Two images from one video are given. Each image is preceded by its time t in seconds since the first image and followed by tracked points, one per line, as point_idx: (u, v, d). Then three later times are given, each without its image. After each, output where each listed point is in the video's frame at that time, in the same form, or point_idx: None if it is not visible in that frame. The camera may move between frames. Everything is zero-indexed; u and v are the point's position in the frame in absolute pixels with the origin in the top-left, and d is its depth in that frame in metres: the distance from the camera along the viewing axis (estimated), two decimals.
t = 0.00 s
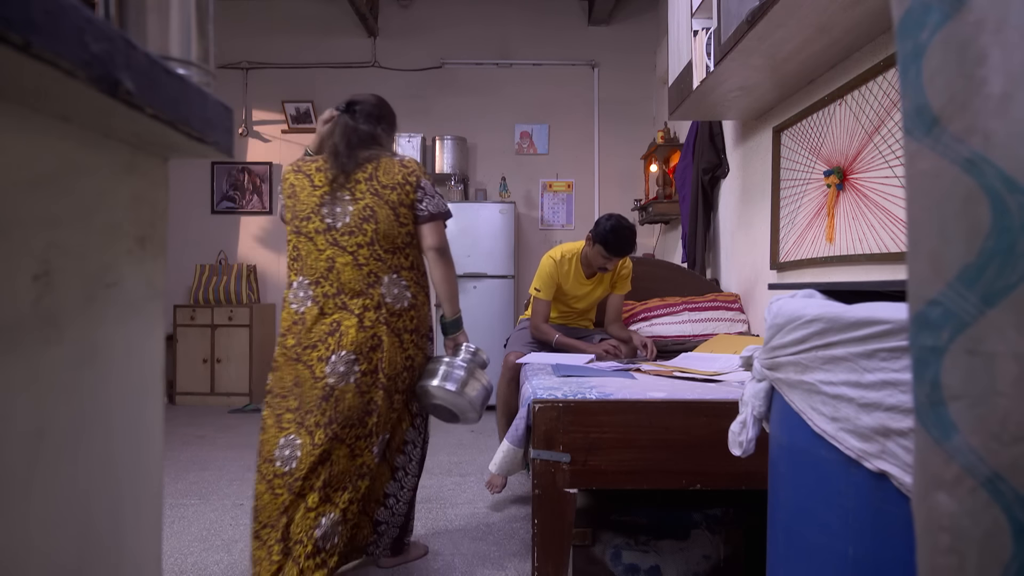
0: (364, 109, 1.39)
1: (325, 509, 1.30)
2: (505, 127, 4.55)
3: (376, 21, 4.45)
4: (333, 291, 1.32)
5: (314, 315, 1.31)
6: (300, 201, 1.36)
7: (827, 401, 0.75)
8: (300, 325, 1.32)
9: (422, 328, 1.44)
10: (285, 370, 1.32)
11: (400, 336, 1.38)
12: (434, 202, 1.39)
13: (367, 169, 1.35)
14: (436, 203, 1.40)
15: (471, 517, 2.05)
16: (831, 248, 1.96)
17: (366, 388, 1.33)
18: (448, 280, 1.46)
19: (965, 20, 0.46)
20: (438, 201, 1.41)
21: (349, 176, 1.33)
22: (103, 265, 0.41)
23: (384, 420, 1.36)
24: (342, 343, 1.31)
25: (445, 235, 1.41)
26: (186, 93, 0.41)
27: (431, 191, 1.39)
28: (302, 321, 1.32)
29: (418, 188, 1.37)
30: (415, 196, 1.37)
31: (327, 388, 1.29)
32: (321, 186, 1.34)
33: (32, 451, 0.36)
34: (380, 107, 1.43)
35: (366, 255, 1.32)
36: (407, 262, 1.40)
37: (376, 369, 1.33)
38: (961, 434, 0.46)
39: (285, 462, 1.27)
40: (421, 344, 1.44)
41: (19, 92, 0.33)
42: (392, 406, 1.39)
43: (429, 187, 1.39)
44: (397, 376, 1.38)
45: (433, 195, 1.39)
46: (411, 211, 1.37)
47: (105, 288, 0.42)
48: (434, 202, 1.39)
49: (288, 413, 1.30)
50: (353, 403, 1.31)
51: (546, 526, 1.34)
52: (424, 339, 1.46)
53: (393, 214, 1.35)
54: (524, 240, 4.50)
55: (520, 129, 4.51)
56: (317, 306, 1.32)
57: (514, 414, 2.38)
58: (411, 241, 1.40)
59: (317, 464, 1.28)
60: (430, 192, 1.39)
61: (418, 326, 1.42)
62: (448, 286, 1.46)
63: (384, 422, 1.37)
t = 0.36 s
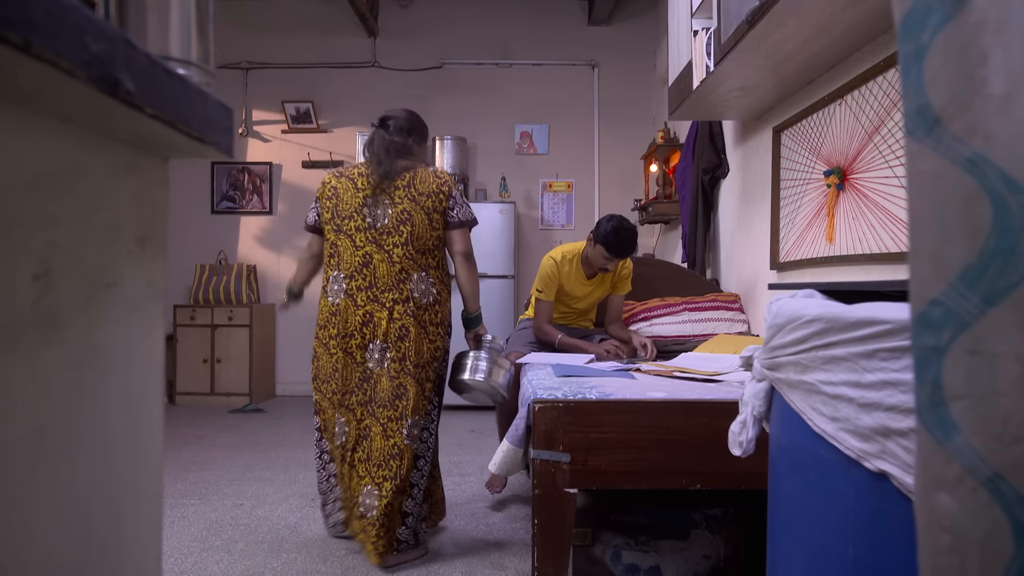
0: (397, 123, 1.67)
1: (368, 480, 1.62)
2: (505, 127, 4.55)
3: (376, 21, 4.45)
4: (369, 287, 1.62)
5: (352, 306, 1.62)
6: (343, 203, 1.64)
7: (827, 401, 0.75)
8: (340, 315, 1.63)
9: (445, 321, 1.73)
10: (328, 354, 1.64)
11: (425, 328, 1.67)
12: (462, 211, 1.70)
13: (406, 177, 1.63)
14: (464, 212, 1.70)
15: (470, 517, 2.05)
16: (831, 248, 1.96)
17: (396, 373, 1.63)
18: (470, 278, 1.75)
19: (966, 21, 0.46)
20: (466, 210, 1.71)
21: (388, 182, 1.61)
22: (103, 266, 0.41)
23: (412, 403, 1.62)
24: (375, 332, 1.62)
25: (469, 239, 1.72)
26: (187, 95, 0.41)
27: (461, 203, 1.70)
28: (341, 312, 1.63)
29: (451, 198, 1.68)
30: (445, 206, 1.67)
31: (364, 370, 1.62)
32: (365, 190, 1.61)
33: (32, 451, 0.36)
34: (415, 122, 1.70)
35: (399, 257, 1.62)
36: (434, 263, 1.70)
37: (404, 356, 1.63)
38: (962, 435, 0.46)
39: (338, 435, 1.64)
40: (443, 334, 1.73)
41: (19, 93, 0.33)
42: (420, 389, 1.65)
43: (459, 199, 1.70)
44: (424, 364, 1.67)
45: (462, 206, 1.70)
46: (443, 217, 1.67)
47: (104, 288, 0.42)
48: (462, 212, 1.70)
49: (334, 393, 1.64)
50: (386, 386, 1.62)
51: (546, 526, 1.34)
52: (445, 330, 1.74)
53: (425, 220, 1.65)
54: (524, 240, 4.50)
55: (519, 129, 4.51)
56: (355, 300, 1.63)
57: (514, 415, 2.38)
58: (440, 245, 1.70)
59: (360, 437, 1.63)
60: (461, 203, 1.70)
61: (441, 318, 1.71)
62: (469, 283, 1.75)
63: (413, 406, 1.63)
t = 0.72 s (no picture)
0: (382, 139, 1.81)
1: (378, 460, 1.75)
2: (505, 127, 4.55)
3: (376, 21, 4.45)
4: (365, 287, 1.75)
5: (351, 306, 1.76)
6: (340, 214, 1.78)
7: (827, 401, 0.75)
8: (342, 314, 1.77)
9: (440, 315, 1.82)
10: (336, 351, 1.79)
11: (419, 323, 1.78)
12: (443, 212, 1.78)
13: (391, 186, 1.76)
14: (445, 212, 1.79)
15: (470, 517, 2.05)
16: (831, 248, 1.96)
17: (397, 364, 1.75)
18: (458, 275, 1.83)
19: (966, 20, 0.46)
20: (448, 211, 1.80)
21: (373, 192, 1.74)
22: (102, 266, 0.41)
23: (410, 390, 1.74)
24: (372, 329, 1.74)
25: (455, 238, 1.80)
26: (187, 95, 0.41)
27: (441, 204, 1.78)
28: (344, 311, 1.77)
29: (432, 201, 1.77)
30: (428, 208, 1.76)
31: (365, 363, 1.74)
32: (357, 201, 1.74)
33: (31, 451, 0.36)
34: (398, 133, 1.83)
35: (389, 258, 1.73)
36: (424, 262, 1.79)
37: (402, 349, 1.74)
38: (962, 434, 0.46)
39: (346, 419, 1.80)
40: (439, 327, 1.82)
41: (17, 92, 0.33)
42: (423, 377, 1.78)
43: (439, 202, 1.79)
44: (421, 355, 1.78)
45: (443, 207, 1.79)
46: (427, 218, 1.77)
47: (104, 289, 0.41)
48: (443, 212, 1.78)
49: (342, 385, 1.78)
50: (385, 377, 1.74)
51: (546, 527, 1.34)
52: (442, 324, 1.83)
53: (411, 223, 1.75)
54: (524, 240, 4.50)
55: (519, 129, 4.51)
56: (355, 299, 1.77)
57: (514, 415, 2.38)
58: (428, 245, 1.79)
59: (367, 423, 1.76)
60: (442, 205, 1.79)
61: (435, 313, 1.80)
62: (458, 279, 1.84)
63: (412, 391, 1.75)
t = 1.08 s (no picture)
0: (399, 151, 2.09)
1: (382, 451, 1.96)
2: (505, 127, 4.55)
3: (376, 21, 4.45)
4: (376, 290, 1.97)
5: (362, 307, 1.97)
6: (352, 224, 2.00)
7: (827, 401, 0.75)
8: (354, 315, 1.98)
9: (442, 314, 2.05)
10: (344, 348, 1.99)
11: (424, 321, 2.00)
12: (447, 216, 2.01)
13: (399, 195, 1.99)
14: (449, 217, 2.01)
15: (471, 517, 2.05)
16: (831, 248, 1.96)
17: (401, 360, 1.97)
18: (459, 277, 2.05)
19: (966, 20, 0.46)
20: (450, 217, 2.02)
21: (383, 201, 1.97)
22: (103, 266, 0.41)
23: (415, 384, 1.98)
24: (382, 328, 1.96)
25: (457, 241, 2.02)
26: (187, 96, 0.41)
27: (445, 210, 2.01)
28: (355, 311, 1.98)
29: (436, 208, 2.00)
30: (431, 215, 1.99)
31: (373, 359, 1.95)
32: (366, 211, 1.97)
33: (32, 452, 0.36)
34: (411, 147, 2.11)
35: (397, 262, 1.96)
36: (428, 265, 2.01)
37: (407, 347, 1.97)
38: (962, 434, 0.46)
39: (349, 414, 1.96)
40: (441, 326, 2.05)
41: (18, 93, 0.33)
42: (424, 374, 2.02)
43: (444, 207, 2.01)
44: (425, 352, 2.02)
45: (447, 212, 2.01)
46: (430, 225, 2.00)
47: (104, 289, 0.41)
48: (448, 216, 2.01)
49: (345, 380, 1.96)
50: (392, 372, 1.96)
51: (546, 527, 1.34)
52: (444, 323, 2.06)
53: (416, 229, 1.98)
54: (524, 240, 4.49)
55: (519, 129, 4.51)
56: (366, 301, 1.97)
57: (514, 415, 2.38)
58: (431, 249, 2.02)
59: (371, 416, 1.96)
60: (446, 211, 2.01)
61: (438, 313, 2.03)
62: (459, 280, 2.05)
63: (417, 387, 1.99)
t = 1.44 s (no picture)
0: (432, 156, 2.22)
1: (404, 439, 2.09)
2: (505, 127, 4.55)
3: (376, 21, 4.45)
4: (405, 288, 2.10)
5: (392, 304, 2.11)
6: (387, 224, 2.15)
7: (827, 401, 0.75)
8: (386, 311, 2.13)
9: (467, 313, 2.15)
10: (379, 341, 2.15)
11: (447, 320, 2.10)
12: (470, 222, 2.10)
13: (427, 201, 2.11)
14: (472, 223, 2.10)
15: (471, 517, 2.05)
16: (831, 248, 1.96)
17: (425, 355, 2.10)
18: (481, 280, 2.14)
19: (966, 20, 0.46)
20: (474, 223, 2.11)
21: (413, 206, 2.09)
22: (103, 266, 0.41)
23: (437, 378, 2.09)
24: (409, 325, 2.09)
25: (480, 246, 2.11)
26: (188, 97, 0.41)
27: (468, 216, 2.10)
28: (388, 308, 2.14)
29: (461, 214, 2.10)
30: (455, 221, 2.09)
31: (400, 352, 2.09)
32: (398, 214, 2.10)
33: (31, 451, 0.36)
34: (445, 154, 2.23)
35: (423, 264, 2.08)
36: (453, 267, 2.12)
37: (431, 343, 2.09)
38: (962, 434, 0.46)
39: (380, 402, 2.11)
40: (464, 325, 2.14)
41: (19, 93, 0.33)
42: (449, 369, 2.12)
43: (468, 214, 2.10)
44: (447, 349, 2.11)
45: (471, 219, 2.11)
46: (455, 230, 2.09)
47: (105, 288, 0.42)
48: (471, 223, 2.10)
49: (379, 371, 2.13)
50: (417, 365, 2.09)
51: (546, 527, 1.34)
52: (468, 323, 2.16)
53: (441, 234, 2.09)
54: (524, 240, 4.50)
55: (519, 129, 4.51)
56: (396, 298, 2.12)
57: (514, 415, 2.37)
58: (457, 253, 2.12)
59: (396, 406, 2.09)
60: (469, 217, 2.10)
61: (461, 313, 2.13)
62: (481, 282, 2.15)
63: (439, 380, 2.10)
